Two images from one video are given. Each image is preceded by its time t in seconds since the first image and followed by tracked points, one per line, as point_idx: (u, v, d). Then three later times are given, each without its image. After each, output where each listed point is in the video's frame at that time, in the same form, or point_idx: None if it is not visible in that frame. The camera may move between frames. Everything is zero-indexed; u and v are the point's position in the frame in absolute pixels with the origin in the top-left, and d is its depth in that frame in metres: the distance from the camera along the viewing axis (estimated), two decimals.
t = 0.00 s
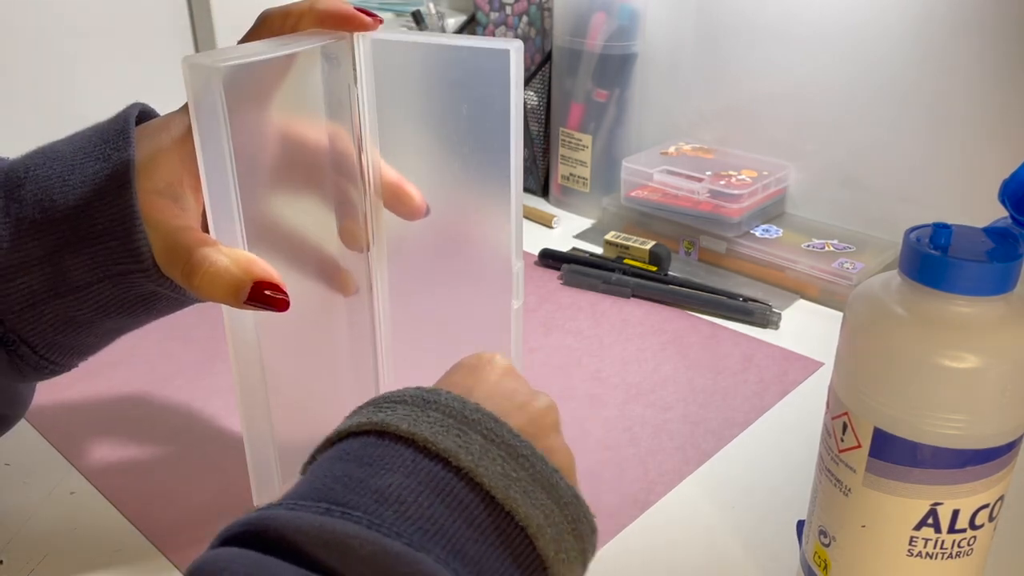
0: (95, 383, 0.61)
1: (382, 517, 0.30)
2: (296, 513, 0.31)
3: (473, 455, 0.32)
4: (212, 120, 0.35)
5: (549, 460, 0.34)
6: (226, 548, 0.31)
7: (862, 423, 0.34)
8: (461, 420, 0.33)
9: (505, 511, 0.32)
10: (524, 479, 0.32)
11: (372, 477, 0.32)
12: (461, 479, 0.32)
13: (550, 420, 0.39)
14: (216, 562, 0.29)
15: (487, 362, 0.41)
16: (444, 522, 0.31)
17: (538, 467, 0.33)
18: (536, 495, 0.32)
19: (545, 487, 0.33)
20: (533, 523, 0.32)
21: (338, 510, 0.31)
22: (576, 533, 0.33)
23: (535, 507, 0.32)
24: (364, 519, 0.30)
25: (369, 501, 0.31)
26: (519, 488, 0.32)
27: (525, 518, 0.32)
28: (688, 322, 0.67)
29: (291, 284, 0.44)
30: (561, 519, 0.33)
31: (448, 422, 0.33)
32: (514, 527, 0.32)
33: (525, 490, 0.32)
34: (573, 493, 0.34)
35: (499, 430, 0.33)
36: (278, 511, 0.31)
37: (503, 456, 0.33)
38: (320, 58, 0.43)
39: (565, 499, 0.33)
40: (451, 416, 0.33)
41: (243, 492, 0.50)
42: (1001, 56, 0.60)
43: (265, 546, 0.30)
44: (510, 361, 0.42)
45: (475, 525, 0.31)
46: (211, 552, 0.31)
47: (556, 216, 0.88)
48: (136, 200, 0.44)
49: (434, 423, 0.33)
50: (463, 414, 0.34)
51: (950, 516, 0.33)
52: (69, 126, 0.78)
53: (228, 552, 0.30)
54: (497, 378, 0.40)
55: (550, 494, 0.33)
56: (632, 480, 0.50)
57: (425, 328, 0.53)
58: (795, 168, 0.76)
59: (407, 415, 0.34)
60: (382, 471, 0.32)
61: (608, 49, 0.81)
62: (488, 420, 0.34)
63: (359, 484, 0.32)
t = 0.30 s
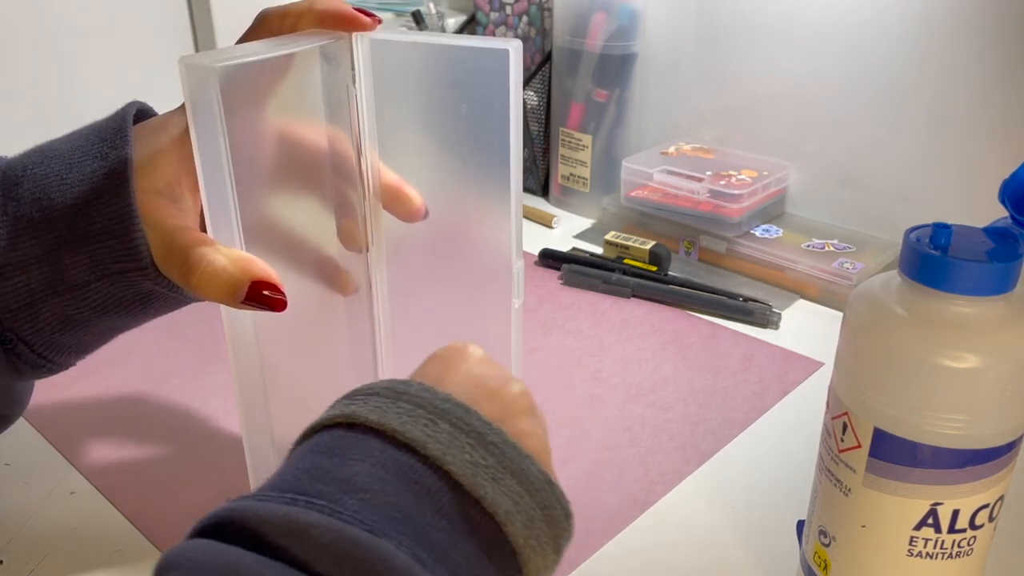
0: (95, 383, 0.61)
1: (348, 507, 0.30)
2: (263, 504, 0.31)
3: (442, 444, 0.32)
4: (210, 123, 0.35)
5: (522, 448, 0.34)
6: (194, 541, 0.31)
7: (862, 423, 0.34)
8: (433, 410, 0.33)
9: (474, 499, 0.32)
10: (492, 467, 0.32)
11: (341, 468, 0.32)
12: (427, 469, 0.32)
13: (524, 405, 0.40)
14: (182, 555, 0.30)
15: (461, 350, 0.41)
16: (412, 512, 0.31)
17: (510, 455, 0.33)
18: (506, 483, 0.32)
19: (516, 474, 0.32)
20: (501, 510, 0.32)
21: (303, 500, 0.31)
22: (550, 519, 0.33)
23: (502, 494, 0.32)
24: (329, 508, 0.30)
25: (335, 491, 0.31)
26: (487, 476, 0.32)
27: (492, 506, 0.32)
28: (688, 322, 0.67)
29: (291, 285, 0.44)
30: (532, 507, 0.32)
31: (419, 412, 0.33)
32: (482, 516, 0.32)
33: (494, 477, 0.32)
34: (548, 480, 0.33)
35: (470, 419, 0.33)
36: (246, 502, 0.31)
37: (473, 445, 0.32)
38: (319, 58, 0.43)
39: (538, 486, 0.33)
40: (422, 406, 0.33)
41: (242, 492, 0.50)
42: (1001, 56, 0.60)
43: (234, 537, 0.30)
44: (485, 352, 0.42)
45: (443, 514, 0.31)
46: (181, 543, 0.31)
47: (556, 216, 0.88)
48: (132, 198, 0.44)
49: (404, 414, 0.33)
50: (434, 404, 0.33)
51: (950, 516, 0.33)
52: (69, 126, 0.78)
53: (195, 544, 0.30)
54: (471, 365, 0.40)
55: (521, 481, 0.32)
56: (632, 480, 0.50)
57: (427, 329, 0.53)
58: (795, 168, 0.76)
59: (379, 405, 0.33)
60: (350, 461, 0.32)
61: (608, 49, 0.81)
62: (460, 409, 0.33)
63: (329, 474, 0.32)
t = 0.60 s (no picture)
0: (95, 383, 0.61)
1: (363, 509, 0.31)
2: (280, 506, 0.31)
3: (458, 447, 0.32)
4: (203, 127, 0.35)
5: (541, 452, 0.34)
6: (211, 541, 0.31)
7: (862, 423, 0.34)
8: (451, 414, 0.33)
9: (490, 504, 0.32)
10: (510, 472, 0.32)
11: (357, 469, 0.32)
12: (444, 472, 0.32)
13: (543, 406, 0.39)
14: (198, 555, 0.30)
15: (481, 351, 0.42)
16: (427, 516, 0.31)
17: (527, 460, 0.33)
18: (522, 489, 0.32)
19: (533, 479, 0.33)
20: (517, 516, 0.32)
21: (319, 502, 0.31)
22: (567, 525, 0.33)
23: (517, 500, 0.32)
24: (344, 511, 0.30)
25: (351, 492, 0.31)
26: (502, 481, 0.32)
27: (507, 512, 0.32)
28: (688, 322, 0.67)
29: (286, 288, 0.43)
30: (548, 513, 0.32)
31: (437, 415, 0.33)
32: (498, 520, 0.32)
33: (512, 483, 0.32)
34: (566, 486, 0.33)
35: (490, 423, 0.33)
36: (263, 503, 0.31)
37: (491, 450, 0.33)
38: (314, 61, 0.43)
39: (554, 491, 0.33)
40: (440, 409, 0.33)
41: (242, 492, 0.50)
42: (1001, 56, 0.60)
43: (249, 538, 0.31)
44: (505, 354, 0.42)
45: (458, 519, 0.32)
46: (200, 542, 0.31)
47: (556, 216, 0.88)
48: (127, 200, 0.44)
49: (424, 416, 0.33)
50: (454, 408, 0.33)
51: (950, 516, 0.33)
52: (68, 126, 0.78)
53: (211, 545, 0.30)
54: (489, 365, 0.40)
55: (539, 487, 0.33)
56: (632, 480, 0.50)
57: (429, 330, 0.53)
58: (795, 168, 0.76)
59: (399, 408, 0.34)
60: (368, 463, 0.32)
61: (608, 49, 0.81)
62: (479, 413, 0.33)
63: (345, 476, 0.32)
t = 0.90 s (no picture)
0: (96, 383, 0.61)
1: (393, 518, 0.31)
2: (308, 507, 0.30)
3: (490, 461, 0.32)
4: (204, 129, 0.35)
5: (570, 473, 0.34)
6: (235, 538, 0.31)
7: (862, 423, 0.34)
8: (486, 426, 0.33)
9: (518, 523, 0.32)
10: (539, 492, 0.32)
11: (387, 472, 0.32)
12: (474, 485, 0.32)
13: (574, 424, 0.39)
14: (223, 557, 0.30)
15: (516, 358, 0.42)
16: (455, 528, 0.31)
17: (558, 482, 0.33)
18: (551, 511, 0.32)
19: (562, 501, 0.32)
20: (544, 538, 0.32)
21: (349, 507, 0.30)
22: (591, 551, 0.33)
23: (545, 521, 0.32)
24: (375, 519, 0.30)
25: (382, 496, 0.31)
26: (532, 501, 0.32)
27: (534, 531, 0.32)
28: (688, 322, 0.67)
29: (286, 288, 0.43)
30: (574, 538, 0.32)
31: (471, 425, 0.33)
32: (524, 540, 0.32)
33: (541, 503, 0.32)
34: (592, 511, 0.33)
35: (523, 440, 0.33)
36: (289, 501, 0.31)
37: (522, 467, 0.33)
38: (314, 61, 0.43)
39: (582, 517, 0.33)
40: (475, 420, 0.33)
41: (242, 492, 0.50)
42: (1001, 56, 0.60)
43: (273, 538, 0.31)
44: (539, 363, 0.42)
45: (485, 534, 0.32)
46: (223, 539, 0.31)
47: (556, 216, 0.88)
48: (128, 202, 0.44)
49: (457, 425, 0.33)
50: (489, 421, 0.33)
51: (950, 516, 0.33)
52: (68, 126, 0.78)
53: (235, 544, 0.30)
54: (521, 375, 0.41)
55: (567, 510, 0.32)
56: (632, 480, 0.50)
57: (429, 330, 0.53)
58: (795, 168, 0.76)
59: (432, 413, 0.34)
60: (399, 469, 0.32)
61: (608, 49, 0.81)
62: (513, 428, 0.33)
63: (375, 479, 0.32)
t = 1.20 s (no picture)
0: (97, 383, 0.61)
1: (351, 510, 0.31)
2: (267, 504, 0.31)
3: (447, 450, 0.32)
4: (207, 130, 0.35)
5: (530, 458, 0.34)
6: (196, 536, 0.31)
7: (862, 423, 0.34)
8: (442, 417, 0.33)
9: (478, 509, 0.32)
10: (498, 477, 0.32)
11: (345, 470, 0.32)
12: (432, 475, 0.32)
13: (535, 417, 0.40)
14: (181, 551, 0.30)
15: (478, 359, 0.41)
16: (415, 519, 0.31)
17: (517, 465, 0.33)
18: (510, 495, 0.32)
19: (521, 484, 0.33)
20: (504, 521, 0.32)
21: (307, 501, 0.31)
22: (553, 531, 0.33)
23: (505, 506, 0.32)
24: (332, 510, 0.31)
25: (340, 493, 0.31)
26: (490, 486, 0.32)
27: (495, 517, 0.32)
28: (688, 322, 0.67)
29: (286, 289, 0.43)
30: (535, 520, 0.32)
31: (428, 417, 0.33)
32: (485, 525, 0.32)
33: (499, 488, 0.32)
34: (553, 491, 0.33)
35: (479, 427, 0.33)
36: (251, 500, 0.31)
37: (480, 454, 0.33)
38: (315, 61, 0.43)
39: (543, 496, 0.33)
40: (432, 412, 0.33)
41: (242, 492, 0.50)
42: (1001, 56, 0.60)
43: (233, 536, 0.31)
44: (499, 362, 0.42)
45: (446, 522, 0.32)
46: (185, 538, 0.31)
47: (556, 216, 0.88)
48: (128, 204, 0.44)
49: (414, 419, 0.33)
50: (445, 412, 0.34)
51: (950, 516, 0.33)
52: (68, 126, 0.78)
53: (194, 542, 0.30)
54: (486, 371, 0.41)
55: (527, 492, 0.33)
56: (632, 481, 0.50)
57: (428, 329, 0.53)
58: (795, 168, 0.76)
59: (389, 410, 0.34)
60: (357, 465, 0.32)
61: (608, 49, 0.81)
62: (469, 418, 0.33)
63: (335, 476, 0.32)
